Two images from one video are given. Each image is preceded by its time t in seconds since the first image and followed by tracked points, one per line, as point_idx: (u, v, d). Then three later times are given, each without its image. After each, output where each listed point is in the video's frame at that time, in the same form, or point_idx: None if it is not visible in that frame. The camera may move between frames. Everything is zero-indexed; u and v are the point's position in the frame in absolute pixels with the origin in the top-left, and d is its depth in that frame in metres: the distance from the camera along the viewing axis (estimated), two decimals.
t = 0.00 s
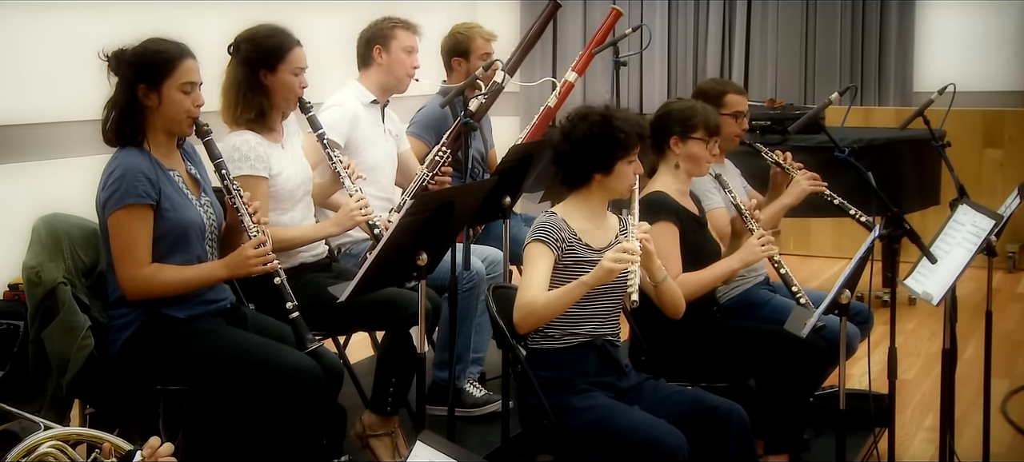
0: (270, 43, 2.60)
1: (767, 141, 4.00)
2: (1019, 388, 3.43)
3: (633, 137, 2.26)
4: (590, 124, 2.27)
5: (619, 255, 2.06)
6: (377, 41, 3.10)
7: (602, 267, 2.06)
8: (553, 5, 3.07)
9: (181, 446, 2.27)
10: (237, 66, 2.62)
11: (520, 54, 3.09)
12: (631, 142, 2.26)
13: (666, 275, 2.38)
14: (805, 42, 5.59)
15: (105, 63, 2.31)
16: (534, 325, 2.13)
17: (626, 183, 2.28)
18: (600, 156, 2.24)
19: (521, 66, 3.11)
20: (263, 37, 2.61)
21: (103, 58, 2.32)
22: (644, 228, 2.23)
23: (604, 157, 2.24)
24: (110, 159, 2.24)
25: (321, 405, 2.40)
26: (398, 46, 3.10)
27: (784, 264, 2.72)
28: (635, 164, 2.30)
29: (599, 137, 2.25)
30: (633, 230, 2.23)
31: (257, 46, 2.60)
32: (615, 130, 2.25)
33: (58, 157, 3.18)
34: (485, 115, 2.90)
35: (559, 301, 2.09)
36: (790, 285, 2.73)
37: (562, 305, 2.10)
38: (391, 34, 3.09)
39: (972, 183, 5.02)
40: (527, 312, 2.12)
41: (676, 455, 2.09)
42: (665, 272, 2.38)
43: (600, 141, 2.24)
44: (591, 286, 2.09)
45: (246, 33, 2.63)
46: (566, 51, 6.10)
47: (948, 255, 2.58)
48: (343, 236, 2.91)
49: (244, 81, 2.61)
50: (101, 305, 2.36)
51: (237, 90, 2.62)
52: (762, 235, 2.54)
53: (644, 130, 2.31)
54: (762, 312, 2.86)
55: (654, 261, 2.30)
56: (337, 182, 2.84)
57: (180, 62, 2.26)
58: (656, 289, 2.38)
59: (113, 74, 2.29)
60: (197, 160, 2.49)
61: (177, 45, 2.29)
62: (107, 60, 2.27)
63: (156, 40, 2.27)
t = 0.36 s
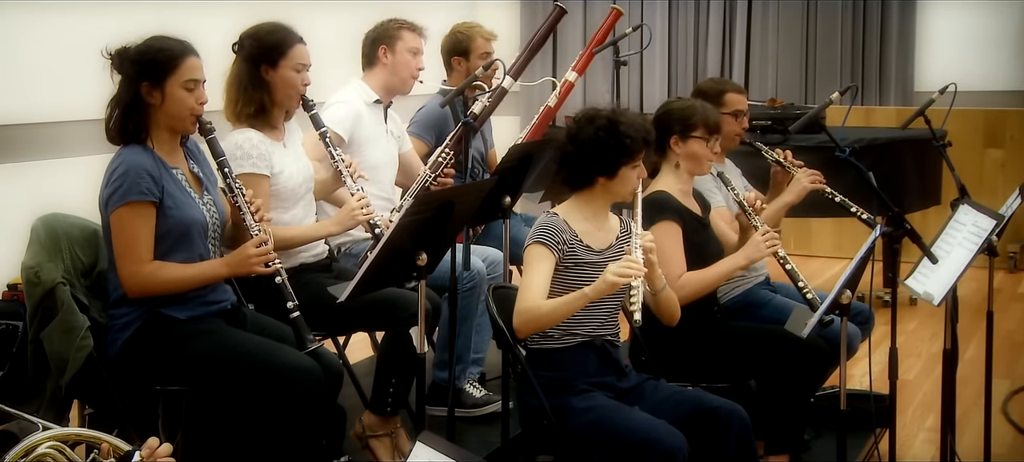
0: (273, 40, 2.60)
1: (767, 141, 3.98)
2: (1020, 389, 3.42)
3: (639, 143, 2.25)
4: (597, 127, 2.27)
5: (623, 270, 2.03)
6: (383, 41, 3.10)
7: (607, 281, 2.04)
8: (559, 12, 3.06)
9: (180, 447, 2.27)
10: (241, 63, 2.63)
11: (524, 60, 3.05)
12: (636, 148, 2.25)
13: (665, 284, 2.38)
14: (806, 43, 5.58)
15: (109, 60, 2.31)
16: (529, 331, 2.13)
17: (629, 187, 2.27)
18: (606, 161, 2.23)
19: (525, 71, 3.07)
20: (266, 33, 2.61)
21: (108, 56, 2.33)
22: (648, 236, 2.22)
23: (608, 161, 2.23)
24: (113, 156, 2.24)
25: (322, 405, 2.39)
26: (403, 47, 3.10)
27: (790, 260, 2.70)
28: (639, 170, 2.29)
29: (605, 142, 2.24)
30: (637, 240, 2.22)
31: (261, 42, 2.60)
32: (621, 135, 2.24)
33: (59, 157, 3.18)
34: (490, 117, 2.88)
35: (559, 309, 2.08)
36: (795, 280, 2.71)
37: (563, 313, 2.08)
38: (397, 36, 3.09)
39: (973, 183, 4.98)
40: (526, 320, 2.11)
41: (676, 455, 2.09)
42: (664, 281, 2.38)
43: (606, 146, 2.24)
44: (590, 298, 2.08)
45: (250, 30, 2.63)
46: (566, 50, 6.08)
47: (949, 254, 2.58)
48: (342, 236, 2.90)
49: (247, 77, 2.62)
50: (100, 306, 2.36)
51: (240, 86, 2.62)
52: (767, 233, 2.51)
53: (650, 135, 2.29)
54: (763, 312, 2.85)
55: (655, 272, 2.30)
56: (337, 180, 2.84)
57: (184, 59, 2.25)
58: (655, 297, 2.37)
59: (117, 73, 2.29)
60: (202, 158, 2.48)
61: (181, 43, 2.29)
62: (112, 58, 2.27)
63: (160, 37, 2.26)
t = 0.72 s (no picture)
0: (279, 38, 2.60)
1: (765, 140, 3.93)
2: (1022, 389, 3.41)
3: (646, 149, 2.23)
4: (606, 131, 2.24)
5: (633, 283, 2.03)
6: (383, 40, 3.09)
7: (616, 294, 2.04)
8: (560, 15, 3.05)
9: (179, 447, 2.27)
10: (246, 61, 2.62)
11: (527, 59, 3.05)
12: (645, 153, 2.23)
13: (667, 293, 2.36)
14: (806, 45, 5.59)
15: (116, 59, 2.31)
16: (532, 337, 2.11)
17: (636, 192, 2.25)
18: (615, 165, 2.21)
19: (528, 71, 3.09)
20: (271, 31, 2.61)
21: (115, 55, 2.33)
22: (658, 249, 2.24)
23: (618, 165, 2.21)
24: (119, 155, 2.23)
25: (322, 406, 2.39)
26: (403, 46, 3.10)
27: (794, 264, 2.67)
28: (646, 174, 2.27)
29: (615, 147, 2.22)
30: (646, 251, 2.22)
31: (265, 40, 2.59)
32: (630, 141, 2.22)
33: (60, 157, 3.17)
34: (491, 119, 2.88)
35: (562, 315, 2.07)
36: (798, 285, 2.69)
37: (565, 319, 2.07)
38: (397, 35, 3.09)
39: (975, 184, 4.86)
40: (531, 326, 2.09)
41: (677, 456, 2.08)
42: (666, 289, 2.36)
43: (616, 151, 2.21)
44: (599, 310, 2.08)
45: (255, 28, 2.62)
46: (566, 50, 6.07)
47: (950, 254, 2.57)
48: (342, 236, 2.90)
49: (253, 75, 2.60)
50: (99, 306, 2.36)
51: (244, 83, 2.61)
52: (773, 237, 2.52)
53: (659, 140, 2.27)
54: (764, 312, 2.85)
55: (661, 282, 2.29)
56: (339, 183, 2.81)
57: (190, 59, 2.24)
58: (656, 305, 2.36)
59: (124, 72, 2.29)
60: (205, 160, 2.49)
61: (188, 43, 2.28)
62: (119, 57, 2.27)
63: (167, 37, 2.26)
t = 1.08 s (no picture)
0: (289, 39, 2.60)
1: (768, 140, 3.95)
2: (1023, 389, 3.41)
3: (661, 158, 2.24)
4: (627, 138, 2.21)
5: (656, 294, 2.03)
6: (381, 40, 3.08)
7: (636, 307, 2.05)
8: (558, 12, 3.05)
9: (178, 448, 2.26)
10: (253, 59, 2.61)
11: (526, 58, 3.05)
12: (660, 162, 2.24)
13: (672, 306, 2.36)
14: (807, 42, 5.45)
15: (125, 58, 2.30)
16: (544, 344, 2.10)
17: (645, 197, 2.25)
18: (632, 171, 2.20)
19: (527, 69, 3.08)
20: (280, 32, 2.61)
21: (124, 54, 2.31)
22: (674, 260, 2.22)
23: (635, 172, 2.20)
24: (121, 156, 2.23)
25: (321, 408, 2.38)
26: (402, 45, 3.09)
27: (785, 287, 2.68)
28: (655, 182, 2.28)
29: (635, 154, 2.20)
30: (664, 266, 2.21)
31: (275, 40, 2.59)
32: (650, 149, 2.21)
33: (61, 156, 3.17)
34: (490, 118, 2.88)
35: (573, 325, 2.06)
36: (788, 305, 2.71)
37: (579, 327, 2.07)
38: (394, 34, 3.07)
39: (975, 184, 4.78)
40: (544, 334, 2.08)
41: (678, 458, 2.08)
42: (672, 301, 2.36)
43: (636, 158, 2.20)
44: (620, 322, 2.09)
45: (264, 28, 2.63)
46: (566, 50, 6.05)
47: (951, 254, 2.56)
48: (341, 236, 2.89)
49: (261, 74, 2.60)
50: (98, 306, 2.34)
51: (252, 81, 2.61)
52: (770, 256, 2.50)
53: (672, 150, 2.28)
54: (765, 313, 2.84)
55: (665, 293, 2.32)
56: (342, 188, 2.83)
57: (199, 64, 2.25)
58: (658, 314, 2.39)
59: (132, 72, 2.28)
60: (207, 162, 2.46)
61: (196, 47, 2.29)
62: (128, 57, 2.26)
63: (176, 40, 2.26)
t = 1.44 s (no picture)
0: (292, 36, 2.59)
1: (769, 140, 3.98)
2: None
3: (677, 162, 2.22)
4: (643, 141, 2.20)
5: (675, 301, 2.04)
6: (382, 39, 3.07)
7: (658, 317, 2.03)
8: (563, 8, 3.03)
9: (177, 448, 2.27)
10: (259, 56, 2.61)
11: (526, 56, 3.04)
12: (675, 166, 2.23)
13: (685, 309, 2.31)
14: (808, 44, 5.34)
15: (132, 57, 2.30)
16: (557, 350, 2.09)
17: (655, 200, 2.23)
18: (645, 175, 2.18)
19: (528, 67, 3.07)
20: (284, 30, 2.60)
21: (132, 54, 2.31)
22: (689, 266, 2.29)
23: (648, 176, 2.19)
24: (128, 155, 2.22)
25: (320, 408, 2.37)
26: (402, 43, 3.08)
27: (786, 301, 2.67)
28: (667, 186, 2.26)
29: (651, 159, 2.19)
30: (678, 268, 2.28)
31: (278, 37, 2.59)
32: (667, 154, 2.20)
33: (60, 156, 3.16)
34: (490, 115, 2.87)
35: (590, 329, 2.04)
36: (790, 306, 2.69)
37: (597, 331, 2.04)
38: (394, 32, 3.07)
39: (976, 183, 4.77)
40: (562, 340, 2.05)
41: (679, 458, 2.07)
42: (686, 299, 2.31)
43: (653, 163, 2.19)
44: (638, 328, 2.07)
45: (268, 26, 2.62)
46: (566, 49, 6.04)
47: (952, 255, 2.56)
48: (342, 236, 2.89)
49: (266, 71, 2.60)
50: (98, 306, 2.34)
51: (255, 78, 2.61)
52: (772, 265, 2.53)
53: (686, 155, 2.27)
54: (764, 314, 2.82)
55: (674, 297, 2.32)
56: (340, 188, 2.82)
57: (207, 63, 2.24)
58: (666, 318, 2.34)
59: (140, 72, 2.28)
60: (215, 163, 2.46)
61: (205, 46, 2.28)
62: (135, 57, 2.26)
63: (183, 39, 2.25)
